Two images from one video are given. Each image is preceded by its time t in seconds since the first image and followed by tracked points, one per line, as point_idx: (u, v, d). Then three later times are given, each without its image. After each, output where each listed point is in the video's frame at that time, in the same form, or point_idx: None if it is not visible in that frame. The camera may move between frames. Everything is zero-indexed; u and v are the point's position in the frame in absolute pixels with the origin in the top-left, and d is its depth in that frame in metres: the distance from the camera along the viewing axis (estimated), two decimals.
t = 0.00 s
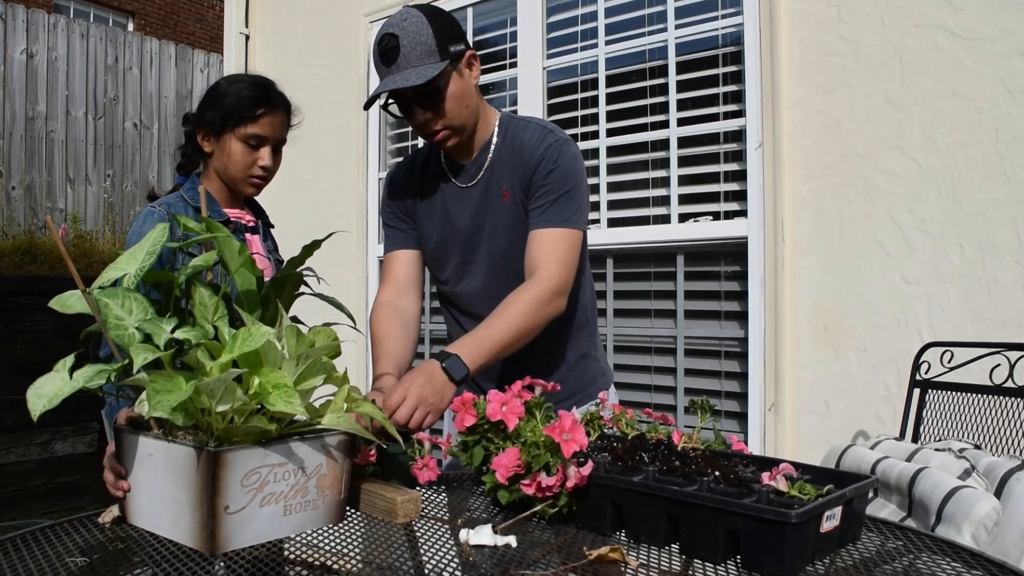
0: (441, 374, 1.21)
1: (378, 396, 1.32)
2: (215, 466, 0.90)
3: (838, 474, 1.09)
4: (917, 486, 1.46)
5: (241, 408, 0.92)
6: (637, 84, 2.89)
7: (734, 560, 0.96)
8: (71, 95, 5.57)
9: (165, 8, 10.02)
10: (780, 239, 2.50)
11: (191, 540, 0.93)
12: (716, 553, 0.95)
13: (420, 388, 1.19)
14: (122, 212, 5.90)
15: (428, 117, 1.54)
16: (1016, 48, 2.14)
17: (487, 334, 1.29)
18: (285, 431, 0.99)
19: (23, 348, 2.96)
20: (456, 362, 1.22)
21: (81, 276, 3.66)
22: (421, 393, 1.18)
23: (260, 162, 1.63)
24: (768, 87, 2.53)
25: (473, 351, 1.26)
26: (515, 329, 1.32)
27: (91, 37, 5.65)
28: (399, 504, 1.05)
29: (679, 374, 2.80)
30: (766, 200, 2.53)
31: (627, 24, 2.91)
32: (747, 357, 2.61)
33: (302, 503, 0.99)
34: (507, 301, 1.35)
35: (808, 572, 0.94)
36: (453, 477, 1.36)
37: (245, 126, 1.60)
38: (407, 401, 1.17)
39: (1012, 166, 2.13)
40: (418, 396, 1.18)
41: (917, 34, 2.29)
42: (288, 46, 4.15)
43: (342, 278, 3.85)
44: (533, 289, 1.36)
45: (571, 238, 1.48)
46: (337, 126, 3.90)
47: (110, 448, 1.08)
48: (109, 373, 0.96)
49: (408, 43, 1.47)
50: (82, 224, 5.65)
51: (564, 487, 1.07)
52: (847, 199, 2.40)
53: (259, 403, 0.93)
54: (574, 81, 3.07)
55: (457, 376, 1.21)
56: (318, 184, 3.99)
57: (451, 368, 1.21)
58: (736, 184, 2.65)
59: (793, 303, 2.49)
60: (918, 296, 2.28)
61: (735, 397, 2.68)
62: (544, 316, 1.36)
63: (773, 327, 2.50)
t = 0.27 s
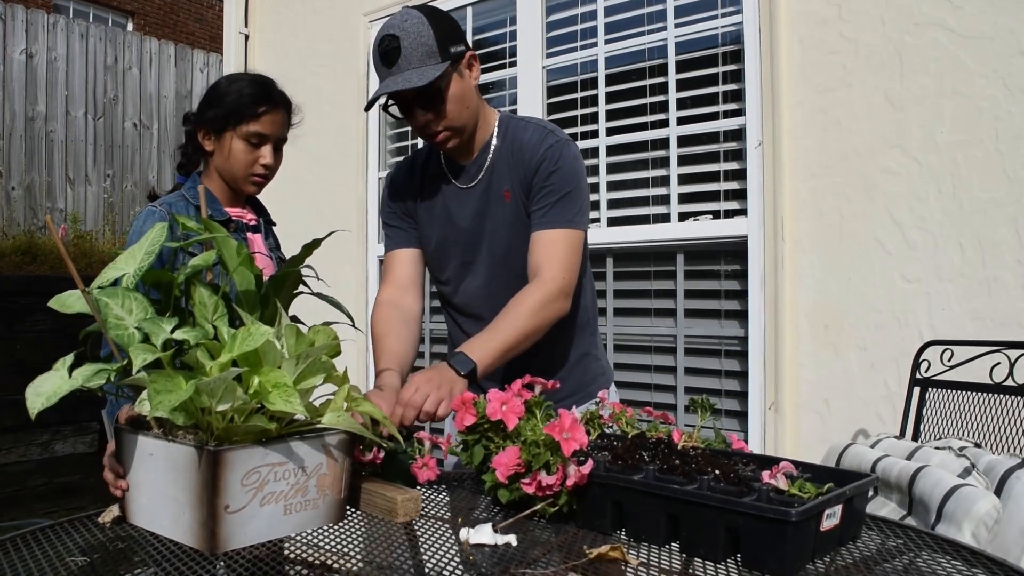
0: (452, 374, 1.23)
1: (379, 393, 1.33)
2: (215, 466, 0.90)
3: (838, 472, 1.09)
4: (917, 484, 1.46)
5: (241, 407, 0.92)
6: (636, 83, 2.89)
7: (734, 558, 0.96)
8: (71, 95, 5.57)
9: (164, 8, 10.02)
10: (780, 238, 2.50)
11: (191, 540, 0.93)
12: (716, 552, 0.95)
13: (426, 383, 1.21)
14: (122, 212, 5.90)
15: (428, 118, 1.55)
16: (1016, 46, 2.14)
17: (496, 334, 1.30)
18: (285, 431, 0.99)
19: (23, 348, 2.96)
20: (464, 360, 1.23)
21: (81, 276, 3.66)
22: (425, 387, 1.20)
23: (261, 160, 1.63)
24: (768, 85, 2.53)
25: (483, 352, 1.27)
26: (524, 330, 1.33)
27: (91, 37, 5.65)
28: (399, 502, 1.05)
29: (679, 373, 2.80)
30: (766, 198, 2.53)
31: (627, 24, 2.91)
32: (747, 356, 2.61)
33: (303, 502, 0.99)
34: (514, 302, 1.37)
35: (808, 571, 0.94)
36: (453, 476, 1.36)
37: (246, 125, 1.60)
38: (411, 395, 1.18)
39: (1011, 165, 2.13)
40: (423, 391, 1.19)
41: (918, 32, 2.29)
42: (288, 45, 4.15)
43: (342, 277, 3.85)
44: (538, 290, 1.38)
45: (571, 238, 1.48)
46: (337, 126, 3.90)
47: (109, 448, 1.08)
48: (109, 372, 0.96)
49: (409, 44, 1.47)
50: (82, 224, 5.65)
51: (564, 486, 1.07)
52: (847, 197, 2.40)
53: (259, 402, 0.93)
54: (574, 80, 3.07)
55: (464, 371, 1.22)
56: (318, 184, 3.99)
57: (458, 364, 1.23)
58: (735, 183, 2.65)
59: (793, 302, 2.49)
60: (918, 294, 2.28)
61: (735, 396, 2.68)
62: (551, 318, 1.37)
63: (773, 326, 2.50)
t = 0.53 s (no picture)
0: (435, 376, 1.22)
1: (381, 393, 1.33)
2: (214, 464, 0.90)
3: (838, 470, 1.09)
4: (917, 482, 1.46)
5: (240, 406, 0.92)
6: (636, 81, 2.89)
7: (734, 556, 0.96)
8: (70, 94, 5.57)
9: (164, 7, 10.01)
10: (780, 236, 2.50)
11: (190, 538, 0.93)
12: (716, 550, 0.95)
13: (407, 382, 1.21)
14: (121, 211, 5.90)
15: (429, 117, 1.54)
16: (1016, 45, 2.14)
17: (487, 329, 1.30)
18: (284, 429, 0.99)
19: (23, 347, 2.96)
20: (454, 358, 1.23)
21: (81, 275, 3.66)
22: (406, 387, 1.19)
23: (262, 159, 1.63)
24: (767, 84, 2.53)
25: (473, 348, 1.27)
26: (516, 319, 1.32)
27: (90, 36, 5.65)
28: (399, 501, 1.06)
29: (679, 372, 2.80)
30: (765, 197, 2.53)
31: (627, 22, 2.90)
32: (747, 355, 2.61)
33: (302, 501, 0.99)
34: (502, 294, 1.36)
35: (807, 569, 0.94)
36: (453, 475, 1.36)
37: (247, 124, 1.60)
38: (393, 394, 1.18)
39: (1011, 164, 2.13)
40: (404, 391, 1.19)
41: (918, 30, 2.29)
42: (287, 44, 4.14)
43: (342, 277, 3.85)
44: (528, 280, 1.36)
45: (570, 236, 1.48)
46: (337, 125, 3.90)
47: (109, 447, 1.09)
48: (109, 371, 0.96)
49: (411, 44, 1.46)
50: (82, 224, 5.64)
51: (563, 484, 1.07)
52: (846, 196, 2.40)
53: (258, 401, 0.93)
54: (574, 79, 3.07)
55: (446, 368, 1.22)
56: (318, 183, 3.99)
57: (440, 363, 1.23)
58: (735, 182, 2.65)
59: (792, 300, 2.49)
60: (918, 292, 2.28)
61: (735, 394, 2.68)
62: (546, 299, 1.37)
63: (773, 324, 2.50)
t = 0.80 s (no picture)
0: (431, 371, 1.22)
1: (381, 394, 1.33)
2: (214, 463, 0.90)
3: (837, 469, 1.09)
4: (916, 481, 1.46)
5: (239, 405, 0.92)
6: (636, 80, 2.89)
7: (733, 555, 0.97)
8: (70, 94, 5.57)
9: (163, 6, 10.00)
10: (779, 235, 2.50)
11: (190, 538, 0.92)
12: (715, 549, 0.95)
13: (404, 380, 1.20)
14: (121, 211, 5.90)
15: (425, 116, 1.54)
16: (1015, 43, 2.14)
17: (485, 319, 1.30)
18: (283, 428, 0.98)
19: (23, 347, 2.96)
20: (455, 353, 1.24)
21: (81, 275, 3.66)
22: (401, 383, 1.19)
23: (264, 157, 1.63)
24: (767, 83, 2.53)
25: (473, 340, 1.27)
26: (513, 305, 1.32)
27: (89, 35, 5.64)
28: (398, 500, 1.06)
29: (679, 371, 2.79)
30: (765, 195, 2.53)
31: (627, 21, 2.90)
32: (746, 353, 2.61)
33: (302, 500, 0.99)
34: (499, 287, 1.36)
35: (807, 568, 0.94)
36: (453, 474, 1.36)
37: (248, 123, 1.60)
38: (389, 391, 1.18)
39: (1011, 163, 2.13)
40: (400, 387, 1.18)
41: (918, 29, 2.29)
42: (287, 43, 4.14)
43: (342, 276, 3.85)
44: (524, 272, 1.36)
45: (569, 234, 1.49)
46: (336, 124, 3.89)
47: (109, 447, 1.08)
48: (108, 370, 0.96)
49: (406, 42, 1.46)
50: (81, 223, 5.64)
51: (563, 483, 1.07)
52: (846, 194, 2.40)
53: (258, 400, 0.93)
54: (574, 78, 3.07)
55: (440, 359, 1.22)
56: (317, 182, 3.99)
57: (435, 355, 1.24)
58: (734, 180, 2.65)
59: (792, 299, 2.49)
60: (918, 291, 2.27)
61: (734, 393, 2.68)
62: (544, 284, 1.37)
63: (772, 323, 2.50)
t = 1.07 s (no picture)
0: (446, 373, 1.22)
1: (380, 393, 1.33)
2: (214, 463, 0.90)
3: (837, 467, 1.09)
4: (916, 480, 1.46)
5: (239, 405, 0.92)
6: (635, 79, 2.89)
7: (733, 554, 0.97)
8: (70, 93, 5.57)
9: (163, 5, 9.99)
10: (779, 234, 2.50)
11: (190, 537, 0.93)
12: (715, 547, 0.95)
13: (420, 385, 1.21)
14: (121, 211, 5.89)
15: (422, 116, 1.54)
16: (1015, 42, 2.14)
17: (495, 322, 1.30)
18: (283, 427, 0.98)
19: (23, 346, 2.96)
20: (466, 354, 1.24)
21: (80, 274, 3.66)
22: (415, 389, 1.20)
23: (266, 157, 1.63)
24: (767, 81, 2.53)
25: (483, 342, 1.27)
26: (522, 307, 1.32)
27: (89, 35, 5.64)
28: (398, 499, 1.06)
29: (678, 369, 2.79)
30: (765, 194, 2.53)
31: (627, 20, 2.90)
32: (746, 352, 2.61)
33: (302, 499, 0.99)
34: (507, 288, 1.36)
35: (807, 566, 0.94)
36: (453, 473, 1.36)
37: (251, 122, 1.60)
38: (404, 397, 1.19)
39: (1011, 161, 2.13)
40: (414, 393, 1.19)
41: (917, 28, 2.29)
42: (287, 43, 4.14)
43: (342, 275, 3.85)
44: (530, 274, 1.36)
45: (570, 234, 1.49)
46: (336, 123, 3.89)
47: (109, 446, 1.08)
48: (108, 370, 0.96)
49: (400, 42, 1.46)
50: (81, 223, 5.64)
51: (563, 482, 1.07)
52: (846, 193, 2.40)
53: (258, 399, 0.93)
54: (574, 77, 3.07)
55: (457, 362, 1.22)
56: (317, 181, 3.99)
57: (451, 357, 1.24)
58: (735, 179, 2.65)
59: (792, 298, 2.49)
60: (918, 290, 2.27)
61: (734, 392, 2.68)
62: (553, 286, 1.37)
63: (772, 322, 2.50)
